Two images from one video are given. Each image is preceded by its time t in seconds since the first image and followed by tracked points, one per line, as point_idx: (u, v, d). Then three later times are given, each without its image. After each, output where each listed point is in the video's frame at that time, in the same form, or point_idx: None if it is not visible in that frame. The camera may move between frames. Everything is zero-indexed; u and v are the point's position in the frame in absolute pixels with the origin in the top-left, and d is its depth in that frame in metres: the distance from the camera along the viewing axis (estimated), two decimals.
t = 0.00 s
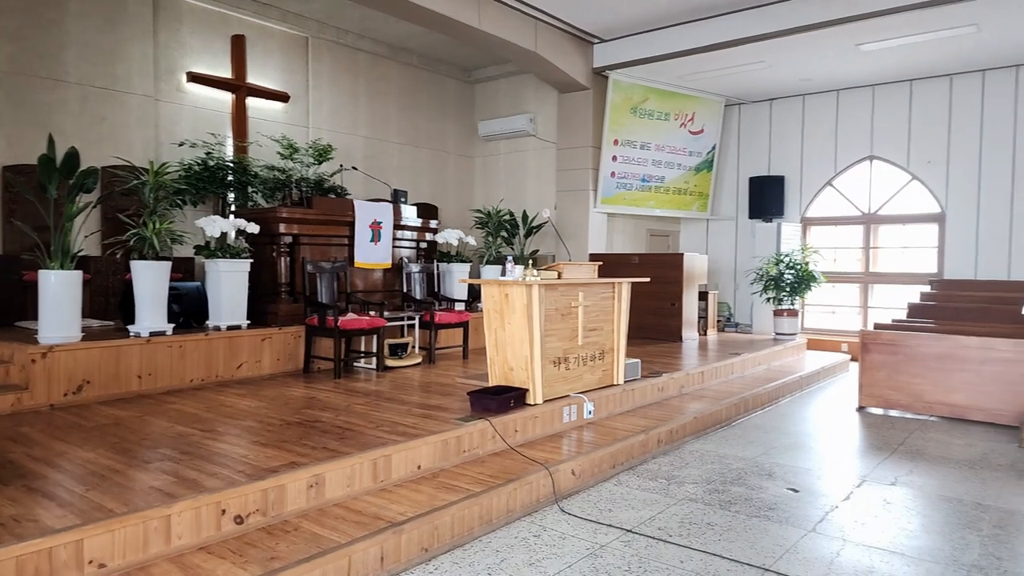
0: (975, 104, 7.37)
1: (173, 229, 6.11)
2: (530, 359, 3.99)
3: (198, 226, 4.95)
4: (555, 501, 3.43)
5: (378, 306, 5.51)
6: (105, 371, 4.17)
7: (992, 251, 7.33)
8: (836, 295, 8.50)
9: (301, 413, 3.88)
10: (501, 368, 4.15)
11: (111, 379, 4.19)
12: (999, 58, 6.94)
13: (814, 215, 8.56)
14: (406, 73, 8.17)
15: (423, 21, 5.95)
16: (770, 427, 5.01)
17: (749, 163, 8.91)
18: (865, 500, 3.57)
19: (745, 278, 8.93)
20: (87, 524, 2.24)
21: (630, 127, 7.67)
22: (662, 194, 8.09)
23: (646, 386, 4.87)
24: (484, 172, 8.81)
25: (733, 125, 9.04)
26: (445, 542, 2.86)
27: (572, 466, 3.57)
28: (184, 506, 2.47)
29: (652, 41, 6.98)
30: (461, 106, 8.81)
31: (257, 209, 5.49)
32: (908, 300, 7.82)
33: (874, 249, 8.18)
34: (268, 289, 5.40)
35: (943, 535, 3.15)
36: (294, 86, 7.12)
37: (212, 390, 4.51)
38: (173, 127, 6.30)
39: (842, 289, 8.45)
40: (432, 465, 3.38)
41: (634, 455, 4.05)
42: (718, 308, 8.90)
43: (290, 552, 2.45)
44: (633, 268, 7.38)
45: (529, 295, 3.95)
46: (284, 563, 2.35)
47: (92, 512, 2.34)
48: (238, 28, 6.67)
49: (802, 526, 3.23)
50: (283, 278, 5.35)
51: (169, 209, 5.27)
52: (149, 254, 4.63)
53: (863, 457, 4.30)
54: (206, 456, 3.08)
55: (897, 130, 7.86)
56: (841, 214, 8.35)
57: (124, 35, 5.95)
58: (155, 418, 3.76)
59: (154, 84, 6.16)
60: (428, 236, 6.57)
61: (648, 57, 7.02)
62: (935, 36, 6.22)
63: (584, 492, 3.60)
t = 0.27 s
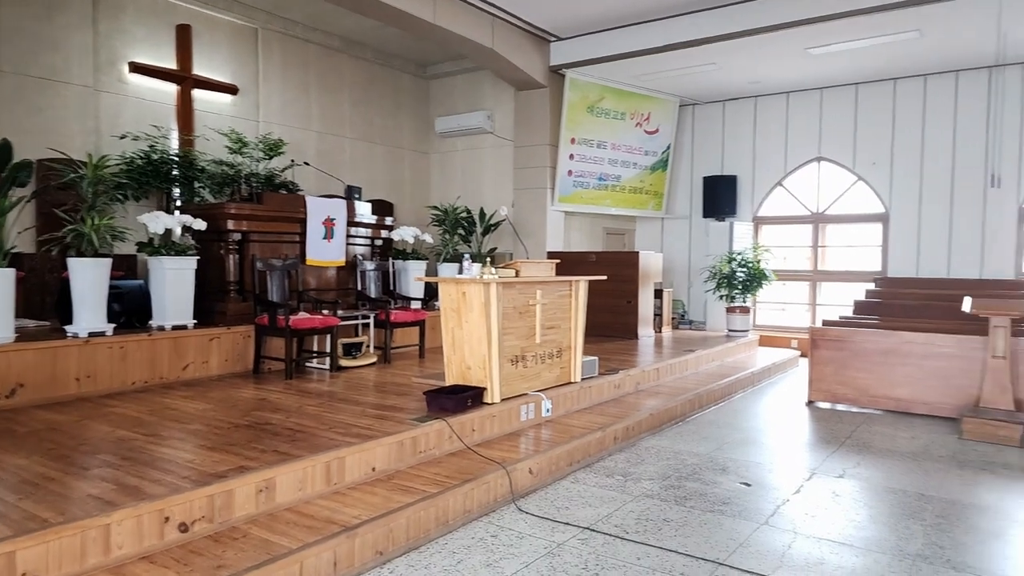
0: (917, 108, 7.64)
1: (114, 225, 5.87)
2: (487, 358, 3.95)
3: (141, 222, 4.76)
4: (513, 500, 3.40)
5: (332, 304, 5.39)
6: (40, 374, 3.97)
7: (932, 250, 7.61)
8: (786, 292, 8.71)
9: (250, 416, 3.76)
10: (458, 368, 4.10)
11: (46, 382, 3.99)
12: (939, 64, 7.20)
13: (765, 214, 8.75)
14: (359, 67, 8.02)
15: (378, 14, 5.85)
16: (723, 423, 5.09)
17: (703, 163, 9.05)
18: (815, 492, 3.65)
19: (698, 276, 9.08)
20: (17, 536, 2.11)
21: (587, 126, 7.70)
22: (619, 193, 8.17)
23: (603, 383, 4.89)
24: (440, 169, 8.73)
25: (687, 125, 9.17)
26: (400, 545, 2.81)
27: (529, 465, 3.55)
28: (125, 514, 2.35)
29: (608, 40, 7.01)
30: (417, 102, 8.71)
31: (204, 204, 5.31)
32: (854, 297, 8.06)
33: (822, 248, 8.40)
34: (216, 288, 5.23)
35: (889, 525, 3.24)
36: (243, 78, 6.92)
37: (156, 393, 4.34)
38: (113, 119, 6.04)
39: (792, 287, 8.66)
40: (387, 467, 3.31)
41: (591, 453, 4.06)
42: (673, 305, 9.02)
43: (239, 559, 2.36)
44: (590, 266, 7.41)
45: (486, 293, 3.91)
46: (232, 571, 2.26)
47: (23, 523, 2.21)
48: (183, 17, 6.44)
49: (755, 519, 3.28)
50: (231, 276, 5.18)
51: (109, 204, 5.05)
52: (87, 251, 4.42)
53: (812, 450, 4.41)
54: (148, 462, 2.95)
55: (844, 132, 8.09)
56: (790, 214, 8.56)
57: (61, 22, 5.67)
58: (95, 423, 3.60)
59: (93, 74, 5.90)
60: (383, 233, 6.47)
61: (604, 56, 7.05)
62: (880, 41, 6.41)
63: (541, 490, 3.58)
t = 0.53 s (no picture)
0: (867, 112, 7.86)
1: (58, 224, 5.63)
2: (449, 358, 3.91)
3: (86, 220, 4.57)
4: (475, 502, 3.36)
5: (288, 305, 5.26)
6: None
7: (882, 249, 7.84)
8: (743, 291, 8.87)
9: (203, 420, 3.63)
10: (419, 369, 4.05)
11: None
12: (888, 69, 7.42)
13: (722, 214, 8.89)
14: (316, 63, 7.87)
15: (335, 10, 5.73)
16: (684, 420, 5.15)
17: (662, 163, 9.15)
18: (773, 488, 3.71)
19: (658, 275, 9.18)
20: None
21: (548, 126, 7.71)
22: (580, 192, 8.22)
23: (565, 382, 4.89)
24: (400, 167, 8.62)
25: (647, 126, 9.26)
26: (360, 551, 2.74)
27: (492, 466, 3.52)
28: (68, 526, 2.24)
29: (569, 40, 7.02)
30: (376, 100, 8.59)
31: (154, 202, 5.12)
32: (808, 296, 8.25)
33: (777, 248, 8.58)
34: (166, 289, 5.06)
35: (844, 519, 3.31)
36: (195, 72, 6.72)
37: (103, 398, 4.17)
38: (57, 112, 5.79)
39: (749, 285, 8.82)
40: (346, 471, 3.24)
41: (554, 452, 4.05)
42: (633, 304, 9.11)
43: (190, 570, 2.27)
44: (551, 266, 7.41)
45: (448, 293, 3.86)
46: None
47: None
48: (131, 9, 6.21)
49: (715, 516, 3.32)
50: (183, 276, 5.02)
51: (52, 201, 4.84)
52: (28, 250, 4.23)
53: (770, 446, 4.48)
54: (94, 470, 2.82)
55: (798, 134, 8.27)
56: (747, 214, 8.71)
57: None
58: (36, 430, 3.43)
59: (35, 66, 5.64)
60: (341, 232, 6.36)
61: (565, 56, 7.06)
62: (833, 46, 6.56)
63: (504, 491, 3.55)
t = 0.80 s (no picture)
0: (829, 114, 8.02)
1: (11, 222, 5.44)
2: (418, 359, 3.86)
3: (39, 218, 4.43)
4: (444, 503, 3.34)
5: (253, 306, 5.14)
6: None
7: (843, 249, 8.01)
8: (709, 290, 8.99)
9: (164, 424, 3.54)
10: (387, 369, 3.99)
11: None
12: (849, 73, 7.59)
13: (689, 214, 8.99)
14: (281, 60, 7.74)
15: (300, 6, 5.64)
16: (652, 418, 5.19)
17: (630, 164, 9.23)
18: (739, 484, 3.76)
19: (627, 274, 9.25)
20: None
21: (517, 125, 7.71)
22: (549, 192, 8.26)
23: (534, 382, 4.88)
24: (367, 166, 8.53)
25: (615, 126, 9.32)
26: (327, 555, 2.70)
27: (461, 467, 3.49)
28: (20, 535, 2.16)
29: (538, 40, 7.02)
30: (343, 98, 8.48)
31: (111, 200, 4.97)
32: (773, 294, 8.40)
33: (743, 247, 8.70)
34: (125, 290, 4.92)
35: (809, 514, 3.36)
36: (155, 68, 6.55)
37: (58, 402, 4.04)
38: (10, 108, 5.60)
39: (715, 285, 8.94)
40: (312, 474, 3.19)
41: (524, 452, 4.04)
42: (602, 303, 9.16)
43: None
44: (521, 265, 7.41)
45: (417, 293, 3.81)
46: None
47: None
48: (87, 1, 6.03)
49: (683, 513, 3.35)
50: (142, 277, 4.89)
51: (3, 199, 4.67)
52: None
53: (736, 443, 4.54)
54: (48, 477, 2.72)
55: (762, 135, 8.41)
56: (713, 214, 8.83)
57: None
58: None
59: None
60: (307, 232, 6.25)
61: (534, 56, 7.05)
62: (796, 49, 6.68)
63: (473, 492, 3.53)
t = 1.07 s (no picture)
0: (795, 116, 8.16)
1: None
2: (388, 359, 3.82)
3: None
4: (415, 504, 3.32)
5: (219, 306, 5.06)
6: None
7: (809, 248, 8.17)
8: (679, 289, 9.08)
9: (127, 428, 3.46)
10: (356, 370, 3.94)
11: None
12: (814, 76, 7.73)
13: (660, 214, 9.08)
14: (249, 57, 7.62)
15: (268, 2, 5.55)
16: (623, 416, 5.23)
17: (601, 164, 9.28)
18: (708, 481, 3.80)
19: (599, 274, 9.31)
20: None
21: (488, 125, 7.70)
22: (520, 192, 8.27)
23: (506, 381, 4.88)
24: (337, 164, 8.44)
25: (586, 126, 9.37)
26: (295, 559, 2.66)
27: (432, 468, 3.48)
28: None
29: (509, 39, 7.02)
30: (312, 95, 8.38)
31: (71, 198, 4.84)
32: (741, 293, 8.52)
33: (712, 247, 8.82)
34: (85, 291, 4.79)
35: (776, 509, 3.42)
36: (117, 63, 6.40)
37: (15, 406, 3.92)
38: None
39: (685, 284, 9.04)
40: (280, 477, 3.14)
41: (495, 452, 4.04)
42: (574, 302, 9.20)
43: None
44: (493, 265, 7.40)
45: (387, 293, 3.77)
46: None
47: None
48: None
49: (654, 510, 3.38)
50: (104, 277, 4.77)
51: None
52: None
53: (705, 440, 4.60)
54: (4, 484, 2.64)
55: (730, 137, 8.53)
56: (683, 214, 8.93)
57: None
58: None
59: None
60: (275, 231, 6.18)
61: (506, 56, 7.05)
62: (763, 52, 6.79)
63: (444, 493, 3.52)
